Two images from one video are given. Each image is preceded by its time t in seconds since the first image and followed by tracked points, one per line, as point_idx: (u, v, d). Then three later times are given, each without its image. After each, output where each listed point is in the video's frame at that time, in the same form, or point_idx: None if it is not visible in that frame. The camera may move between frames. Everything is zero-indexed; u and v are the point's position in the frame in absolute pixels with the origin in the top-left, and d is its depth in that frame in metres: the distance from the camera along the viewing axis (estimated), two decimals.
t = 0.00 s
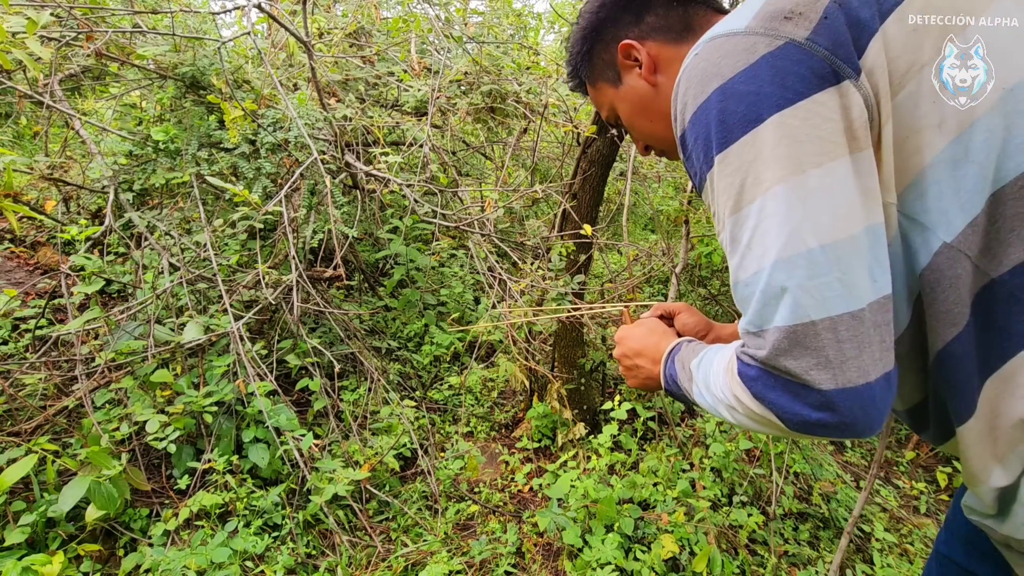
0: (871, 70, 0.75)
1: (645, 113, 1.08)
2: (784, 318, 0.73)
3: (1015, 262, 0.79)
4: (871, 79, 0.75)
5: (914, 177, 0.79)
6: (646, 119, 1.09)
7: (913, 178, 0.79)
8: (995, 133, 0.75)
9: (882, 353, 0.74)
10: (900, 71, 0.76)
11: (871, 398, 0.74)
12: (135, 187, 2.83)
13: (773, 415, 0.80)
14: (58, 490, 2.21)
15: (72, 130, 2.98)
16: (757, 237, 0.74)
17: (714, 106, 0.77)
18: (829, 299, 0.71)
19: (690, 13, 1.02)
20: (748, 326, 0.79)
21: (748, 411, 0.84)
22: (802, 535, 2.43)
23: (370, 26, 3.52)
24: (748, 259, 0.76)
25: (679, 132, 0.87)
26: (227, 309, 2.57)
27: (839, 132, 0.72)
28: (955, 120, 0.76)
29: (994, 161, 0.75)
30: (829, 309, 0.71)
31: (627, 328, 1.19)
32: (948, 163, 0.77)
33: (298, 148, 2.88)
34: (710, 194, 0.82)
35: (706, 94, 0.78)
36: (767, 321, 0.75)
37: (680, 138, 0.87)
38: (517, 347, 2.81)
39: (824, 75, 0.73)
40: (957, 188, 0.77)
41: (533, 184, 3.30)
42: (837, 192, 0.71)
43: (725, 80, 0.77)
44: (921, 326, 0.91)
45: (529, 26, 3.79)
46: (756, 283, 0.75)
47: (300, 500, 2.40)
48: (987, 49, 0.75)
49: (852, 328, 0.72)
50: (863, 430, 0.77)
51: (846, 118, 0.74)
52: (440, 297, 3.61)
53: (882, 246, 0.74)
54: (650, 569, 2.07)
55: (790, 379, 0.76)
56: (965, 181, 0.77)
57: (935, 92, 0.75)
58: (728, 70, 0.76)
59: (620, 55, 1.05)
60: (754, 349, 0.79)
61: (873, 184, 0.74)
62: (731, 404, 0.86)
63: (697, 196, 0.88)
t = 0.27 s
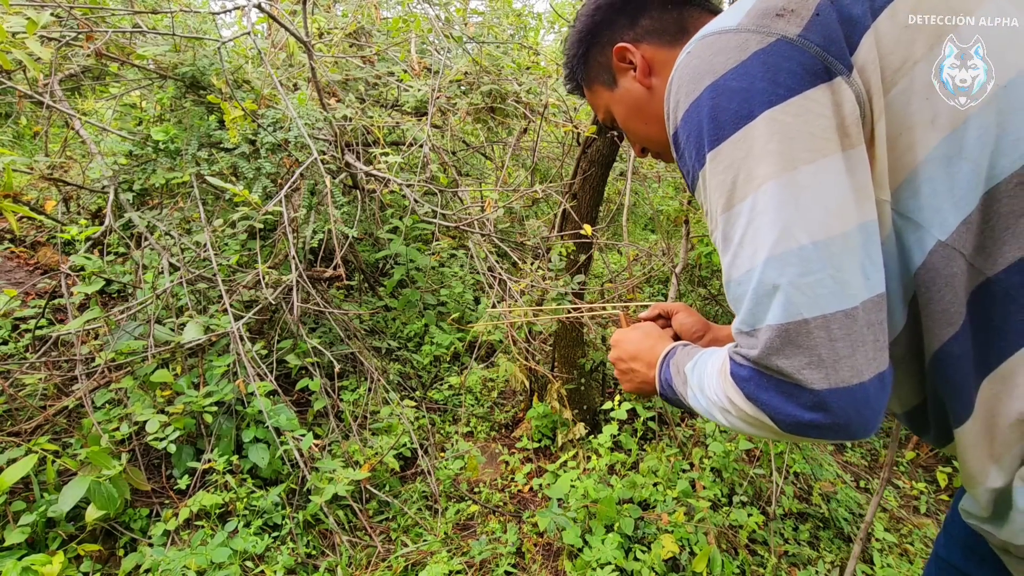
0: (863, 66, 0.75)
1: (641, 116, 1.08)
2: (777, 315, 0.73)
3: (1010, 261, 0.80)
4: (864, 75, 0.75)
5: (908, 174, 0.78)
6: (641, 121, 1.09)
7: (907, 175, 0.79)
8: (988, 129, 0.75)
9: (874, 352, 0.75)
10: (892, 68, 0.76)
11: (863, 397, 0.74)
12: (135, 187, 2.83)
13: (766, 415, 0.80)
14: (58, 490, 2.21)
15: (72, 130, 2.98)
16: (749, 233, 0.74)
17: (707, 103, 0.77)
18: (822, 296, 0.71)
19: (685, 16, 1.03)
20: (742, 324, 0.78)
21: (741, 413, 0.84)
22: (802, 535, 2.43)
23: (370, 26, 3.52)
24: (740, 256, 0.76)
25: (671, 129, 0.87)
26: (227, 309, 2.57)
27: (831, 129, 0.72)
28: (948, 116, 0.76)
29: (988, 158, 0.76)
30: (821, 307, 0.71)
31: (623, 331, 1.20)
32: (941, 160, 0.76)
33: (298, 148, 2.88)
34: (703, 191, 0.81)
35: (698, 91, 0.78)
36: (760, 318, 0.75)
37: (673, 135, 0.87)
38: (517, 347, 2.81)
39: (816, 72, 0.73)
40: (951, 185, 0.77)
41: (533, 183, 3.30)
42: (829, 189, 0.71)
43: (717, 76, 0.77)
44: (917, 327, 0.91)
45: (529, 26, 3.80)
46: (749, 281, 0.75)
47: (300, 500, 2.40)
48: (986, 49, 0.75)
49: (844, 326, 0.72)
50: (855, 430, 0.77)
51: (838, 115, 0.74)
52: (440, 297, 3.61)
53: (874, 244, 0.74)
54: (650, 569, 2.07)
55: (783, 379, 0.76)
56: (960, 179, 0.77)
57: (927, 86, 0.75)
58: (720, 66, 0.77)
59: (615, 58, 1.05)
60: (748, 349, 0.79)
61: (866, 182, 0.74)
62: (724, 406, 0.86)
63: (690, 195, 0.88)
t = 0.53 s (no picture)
0: (852, 69, 0.75)
1: (636, 119, 1.08)
2: (769, 318, 0.73)
3: (1002, 260, 0.79)
4: (853, 78, 0.75)
5: (898, 175, 0.79)
6: (636, 124, 1.09)
7: (898, 176, 0.79)
8: (978, 130, 0.75)
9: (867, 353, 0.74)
10: (882, 70, 0.76)
11: (856, 399, 0.74)
12: (135, 187, 2.83)
13: (759, 417, 0.80)
14: (58, 490, 2.21)
15: (72, 130, 2.98)
16: (742, 236, 0.74)
17: (698, 106, 0.77)
18: (813, 298, 0.71)
19: (679, 18, 1.03)
20: (736, 326, 0.78)
21: (735, 415, 0.84)
22: (802, 535, 2.42)
23: (370, 26, 3.53)
24: (733, 259, 0.76)
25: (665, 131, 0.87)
26: (227, 309, 2.57)
27: (822, 131, 0.72)
28: (938, 117, 0.76)
29: (978, 159, 0.75)
30: (813, 309, 0.71)
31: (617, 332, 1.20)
32: (931, 160, 0.77)
33: (298, 148, 2.88)
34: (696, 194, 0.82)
35: (690, 94, 0.79)
36: (754, 320, 0.75)
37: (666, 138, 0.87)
38: (517, 347, 2.81)
39: (806, 74, 0.73)
40: (941, 186, 0.77)
41: (533, 184, 3.30)
42: (821, 191, 0.71)
43: (708, 79, 0.77)
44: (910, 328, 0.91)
45: (529, 26, 3.80)
46: (742, 283, 0.75)
47: (300, 500, 2.40)
48: (986, 49, 0.75)
49: (837, 328, 0.72)
50: (849, 432, 0.77)
51: (829, 117, 0.74)
52: (440, 297, 3.61)
53: (867, 246, 0.74)
54: (649, 569, 2.07)
55: (776, 380, 0.77)
56: (950, 180, 0.76)
57: (917, 87, 0.75)
58: (711, 69, 0.77)
59: (609, 62, 1.05)
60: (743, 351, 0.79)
61: (858, 184, 0.74)
62: (718, 408, 0.86)
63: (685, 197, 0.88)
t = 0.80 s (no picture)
0: (840, 73, 0.76)
1: (631, 121, 1.08)
2: (758, 319, 0.73)
3: (989, 262, 0.79)
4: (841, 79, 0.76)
5: (886, 177, 0.79)
6: (632, 127, 1.10)
7: (886, 178, 0.79)
8: (965, 131, 0.75)
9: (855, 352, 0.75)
10: (869, 74, 0.76)
11: (844, 399, 0.75)
12: (135, 187, 2.84)
13: (748, 416, 0.80)
14: (58, 490, 2.21)
15: (72, 130, 2.98)
16: (733, 238, 0.74)
17: (689, 109, 0.77)
18: (801, 300, 0.71)
19: (675, 23, 1.03)
20: (728, 328, 0.78)
21: (726, 415, 0.84)
22: (802, 535, 2.42)
23: (370, 26, 3.53)
24: (723, 261, 0.76)
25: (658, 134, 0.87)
26: (227, 309, 2.57)
27: (811, 134, 0.73)
28: (925, 120, 0.76)
29: (964, 161, 0.75)
30: (802, 310, 0.72)
31: (615, 332, 1.20)
32: (919, 162, 0.77)
33: (298, 148, 2.88)
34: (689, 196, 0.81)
35: (681, 97, 0.79)
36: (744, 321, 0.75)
37: (660, 142, 0.86)
38: (517, 347, 2.81)
39: (795, 77, 0.74)
40: (928, 188, 0.77)
41: (533, 184, 3.30)
42: (809, 193, 0.71)
43: (699, 83, 0.77)
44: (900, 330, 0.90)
45: (529, 26, 3.80)
46: (733, 284, 0.75)
47: (300, 500, 2.40)
48: (986, 49, 0.75)
49: (825, 328, 0.72)
50: (838, 431, 0.77)
51: (818, 120, 0.74)
52: (440, 297, 3.61)
53: (855, 247, 0.74)
54: (649, 569, 2.07)
55: (765, 380, 0.77)
56: (936, 182, 0.77)
57: (904, 91, 0.75)
58: (703, 73, 0.77)
59: (605, 65, 1.05)
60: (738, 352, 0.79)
61: (846, 187, 0.75)
62: (709, 408, 0.86)
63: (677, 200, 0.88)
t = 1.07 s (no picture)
0: (813, 86, 0.79)
1: (628, 130, 1.10)
2: (733, 323, 0.76)
3: (963, 266, 0.80)
4: (814, 92, 0.79)
5: (861, 185, 0.82)
6: (629, 135, 1.11)
7: (861, 185, 0.82)
8: (937, 140, 0.77)
9: (825, 356, 0.77)
10: (841, 87, 0.80)
11: (813, 400, 0.77)
12: (135, 187, 2.84)
13: (726, 415, 0.82)
14: (58, 490, 2.21)
15: (72, 130, 2.98)
16: (710, 245, 0.77)
17: (670, 122, 0.81)
18: (773, 306, 0.74)
19: (669, 33, 1.05)
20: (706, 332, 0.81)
21: (707, 415, 0.86)
22: (802, 535, 2.42)
23: (370, 26, 3.52)
24: (701, 267, 0.79)
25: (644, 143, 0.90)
26: (227, 309, 2.57)
27: (784, 146, 0.76)
28: (898, 130, 0.78)
29: (936, 169, 0.78)
30: (773, 314, 0.74)
31: (615, 332, 1.19)
32: (892, 170, 0.79)
33: (298, 148, 2.88)
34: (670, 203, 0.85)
35: (663, 110, 0.82)
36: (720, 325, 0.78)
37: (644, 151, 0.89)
38: (517, 347, 2.81)
39: (770, 92, 0.77)
40: (901, 195, 0.80)
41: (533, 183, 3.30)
42: (782, 203, 0.74)
43: (679, 96, 0.80)
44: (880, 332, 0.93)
45: (529, 26, 3.80)
46: (709, 289, 0.78)
47: (300, 500, 2.40)
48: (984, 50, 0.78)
49: (796, 333, 0.75)
50: (807, 431, 0.80)
51: (792, 132, 0.77)
52: (440, 297, 3.61)
53: (827, 255, 0.77)
54: (649, 569, 2.07)
55: (740, 382, 0.79)
56: (909, 189, 0.79)
57: (875, 102, 0.79)
58: (684, 86, 0.80)
59: (601, 75, 1.07)
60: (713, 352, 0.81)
61: (819, 196, 0.78)
62: (691, 408, 0.88)
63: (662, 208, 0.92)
